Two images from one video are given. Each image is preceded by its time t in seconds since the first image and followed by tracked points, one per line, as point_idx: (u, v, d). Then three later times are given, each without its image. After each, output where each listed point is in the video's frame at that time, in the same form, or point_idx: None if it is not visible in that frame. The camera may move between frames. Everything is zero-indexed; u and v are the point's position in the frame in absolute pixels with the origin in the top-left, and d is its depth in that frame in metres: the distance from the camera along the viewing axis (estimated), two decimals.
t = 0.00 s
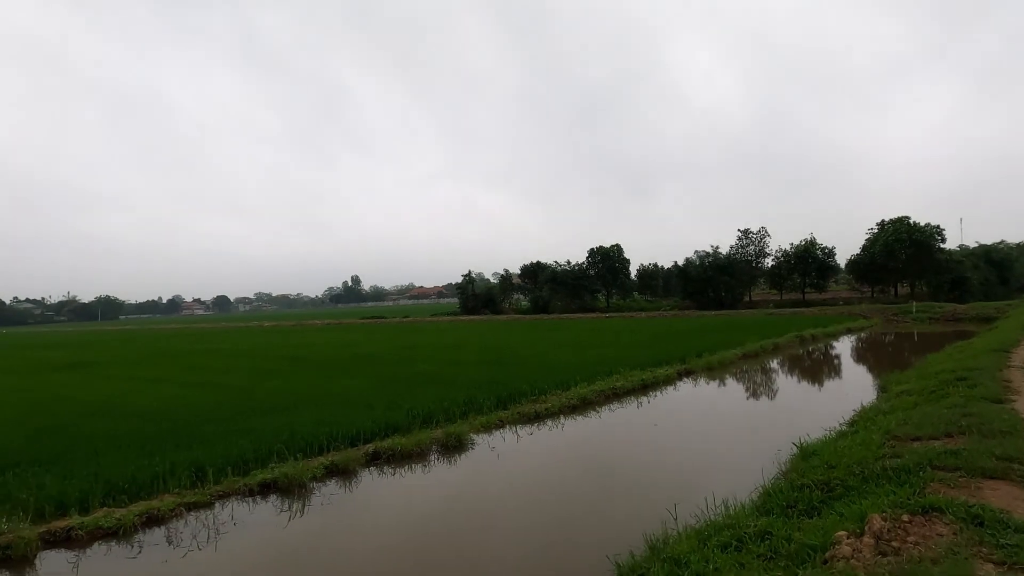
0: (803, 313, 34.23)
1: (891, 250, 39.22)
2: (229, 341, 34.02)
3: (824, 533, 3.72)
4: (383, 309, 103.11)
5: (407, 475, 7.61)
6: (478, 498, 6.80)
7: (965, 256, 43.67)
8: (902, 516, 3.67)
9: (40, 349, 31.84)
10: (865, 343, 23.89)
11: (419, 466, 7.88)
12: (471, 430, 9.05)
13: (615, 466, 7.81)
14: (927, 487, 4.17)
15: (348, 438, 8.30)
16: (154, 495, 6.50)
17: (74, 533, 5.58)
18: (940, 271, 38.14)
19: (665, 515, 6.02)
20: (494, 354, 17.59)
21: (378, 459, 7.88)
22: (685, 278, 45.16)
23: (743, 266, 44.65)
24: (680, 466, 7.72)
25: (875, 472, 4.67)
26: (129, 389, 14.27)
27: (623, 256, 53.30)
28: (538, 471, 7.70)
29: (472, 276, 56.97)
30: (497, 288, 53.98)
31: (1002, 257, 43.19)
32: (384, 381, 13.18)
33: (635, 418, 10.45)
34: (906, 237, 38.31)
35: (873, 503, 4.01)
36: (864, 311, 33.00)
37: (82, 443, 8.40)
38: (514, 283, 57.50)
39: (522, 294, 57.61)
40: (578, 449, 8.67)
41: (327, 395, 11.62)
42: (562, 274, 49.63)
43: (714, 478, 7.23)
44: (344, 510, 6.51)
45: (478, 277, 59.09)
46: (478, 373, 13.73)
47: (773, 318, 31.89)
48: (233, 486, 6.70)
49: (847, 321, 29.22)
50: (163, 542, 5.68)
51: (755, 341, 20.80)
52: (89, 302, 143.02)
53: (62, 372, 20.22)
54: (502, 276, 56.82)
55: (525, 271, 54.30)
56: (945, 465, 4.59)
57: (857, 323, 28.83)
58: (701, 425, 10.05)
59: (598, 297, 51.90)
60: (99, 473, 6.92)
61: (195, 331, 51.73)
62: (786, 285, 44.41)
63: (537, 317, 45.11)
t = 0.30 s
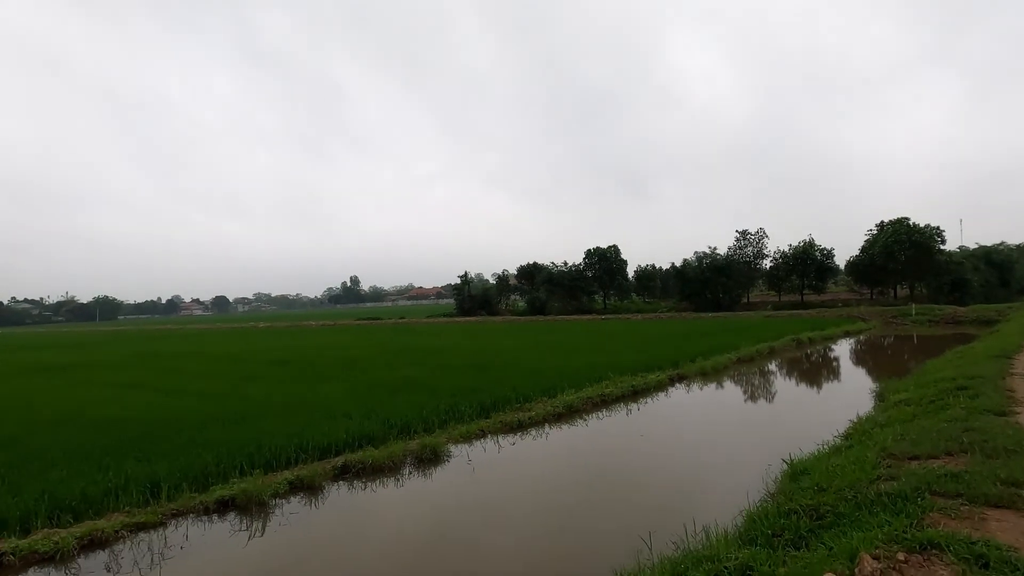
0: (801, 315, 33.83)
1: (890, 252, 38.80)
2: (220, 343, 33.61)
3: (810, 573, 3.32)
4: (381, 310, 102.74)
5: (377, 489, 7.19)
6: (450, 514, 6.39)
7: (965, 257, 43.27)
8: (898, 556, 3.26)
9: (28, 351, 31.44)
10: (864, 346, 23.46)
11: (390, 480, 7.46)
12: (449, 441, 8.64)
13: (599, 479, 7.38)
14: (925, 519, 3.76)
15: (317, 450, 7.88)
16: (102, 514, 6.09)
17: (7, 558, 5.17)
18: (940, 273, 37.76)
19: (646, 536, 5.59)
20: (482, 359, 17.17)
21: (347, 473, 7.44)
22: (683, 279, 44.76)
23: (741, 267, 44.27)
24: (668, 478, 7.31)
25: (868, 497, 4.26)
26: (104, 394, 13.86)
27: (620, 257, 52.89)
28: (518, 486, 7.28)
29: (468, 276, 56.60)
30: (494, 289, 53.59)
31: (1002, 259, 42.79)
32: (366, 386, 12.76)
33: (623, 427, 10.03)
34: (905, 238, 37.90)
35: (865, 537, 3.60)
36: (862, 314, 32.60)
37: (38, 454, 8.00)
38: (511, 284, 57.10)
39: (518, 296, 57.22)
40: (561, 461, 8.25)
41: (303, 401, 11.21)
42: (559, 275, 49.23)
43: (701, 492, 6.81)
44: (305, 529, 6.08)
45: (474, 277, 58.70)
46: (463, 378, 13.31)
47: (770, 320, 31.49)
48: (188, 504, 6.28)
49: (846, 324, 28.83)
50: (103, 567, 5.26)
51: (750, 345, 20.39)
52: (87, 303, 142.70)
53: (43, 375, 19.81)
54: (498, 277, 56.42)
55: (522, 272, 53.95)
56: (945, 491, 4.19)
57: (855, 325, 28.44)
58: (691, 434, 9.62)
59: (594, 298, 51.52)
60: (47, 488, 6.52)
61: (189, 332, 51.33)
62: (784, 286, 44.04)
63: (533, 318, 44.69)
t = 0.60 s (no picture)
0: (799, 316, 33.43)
1: (889, 252, 38.34)
2: (210, 343, 33.23)
3: None
4: (379, 310, 102.44)
5: (341, 502, 6.77)
6: (417, 529, 6.02)
7: (964, 257, 42.86)
8: None
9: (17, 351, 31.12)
10: (861, 347, 23.14)
11: (356, 492, 7.05)
12: (420, 450, 8.23)
13: (579, 491, 6.96)
14: (915, 550, 3.36)
15: (282, 458, 7.49)
16: (40, 530, 5.71)
17: None
18: (939, 273, 37.43)
19: (621, 558, 5.18)
20: (470, 360, 16.76)
21: (310, 484, 7.04)
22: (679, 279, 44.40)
23: (737, 267, 43.91)
24: (650, 487, 6.94)
25: (855, 520, 3.87)
26: (77, 396, 13.47)
27: (616, 256, 52.52)
28: (491, 497, 6.90)
29: (464, 275, 56.20)
30: (489, 289, 53.20)
31: (1001, 259, 42.38)
32: (345, 389, 12.37)
33: (607, 433, 9.61)
34: (904, 237, 37.45)
35: (849, 569, 3.22)
36: (860, 315, 32.21)
37: None
38: (507, 284, 56.73)
39: (514, 295, 56.84)
40: (539, 470, 7.87)
41: (277, 404, 10.82)
42: (554, 275, 48.86)
43: (684, 504, 6.39)
44: (258, 547, 5.69)
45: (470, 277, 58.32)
46: (445, 381, 12.91)
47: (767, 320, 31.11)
48: (134, 519, 5.89)
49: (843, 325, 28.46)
50: None
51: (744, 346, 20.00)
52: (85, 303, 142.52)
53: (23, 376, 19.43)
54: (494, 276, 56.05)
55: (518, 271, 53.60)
56: (939, 514, 3.80)
57: (852, 326, 28.06)
58: (676, 440, 9.20)
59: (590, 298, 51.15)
60: None
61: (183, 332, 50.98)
62: (781, 286, 43.74)
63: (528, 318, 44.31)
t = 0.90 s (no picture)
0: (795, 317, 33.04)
1: (885, 252, 37.84)
2: (199, 345, 32.83)
3: None
4: (375, 310, 102.00)
5: (303, 517, 6.43)
6: (381, 546, 5.67)
7: (961, 257, 42.57)
8: None
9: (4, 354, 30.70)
10: (858, 348, 23.14)
11: (321, 506, 6.71)
12: (392, 461, 7.89)
13: (554, 504, 6.61)
14: None
15: (244, 472, 7.14)
16: None
17: None
18: (938, 274, 37.31)
19: None
20: (456, 364, 16.41)
21: (271, 499, 6.69)
22: (674, 280, 44.09)
23: (733, 267, 43.62)
24: (629, 498, 6.63)
25: (835, 549, 3.54)
26: (49, 402, 13.10)
27: (612, 257, 52.20)
28: (463, 509, 6.57)
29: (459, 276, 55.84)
30: (484, 289, 52.84)
31: (998, 259, 42.07)
32: (324, 395, 12.03)
33: (590, 440, 9.27)
34: (901, 237, 36.89)
35: None
36: (855, 316, 31.90)
37: None
38: (502, 285, 56.38)
39: (510, 296, 56.49)
40: (516, 480, 7.55)
41: (251, 412, 10.47)
42: (549, 275, 48.52)
43: (665, 517, 6.05)
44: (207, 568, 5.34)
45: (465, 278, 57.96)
46: (427, 386, 12.57)
47: (762, 322, 30.78)
48: (77, 538, 5.54)
49: (839, 326, 28.13)
50: None
51: (737, 348, 19.69)
52: (81, 304, 141.80)
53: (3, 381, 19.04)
54: (489, 277, 55.70)
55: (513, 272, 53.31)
56: (926, 544, 3.47)
57: (848, 327, 27.73)
58: (661, 447, 8.86)
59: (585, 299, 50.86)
60: None
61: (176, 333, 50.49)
62: (779, 287, 43.62)
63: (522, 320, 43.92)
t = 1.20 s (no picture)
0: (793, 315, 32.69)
1: (883, 251, 37.54)
2: (190, 345, 32.49)
3: None
4: (374, 310, 101.60)
5: (260, 525, 6.07)
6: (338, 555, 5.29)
7: (960, 256, 42.20)
8: None
9: None
10: (856, 347, 22.75)
11: (281, 513, 6.34)
12: (362, 465, 7.52)
13: (527, 508, 6.25)
14: None
15: (204, 477, 6.75)
16: None
17: None
18: (936, 273, 36.90)
19: None
20: (443, 364, 16.03)
21: (228, 506, 6.32)
22: (671, 278, 43.72)
23: (730, 266, 43.28)
24: (605, 501, 6.26)
25: (816, 568, 3.18)
26: (22, 403, 12.74)
27: (608, 256, 51.85)
28: (431, 513, 6.19)
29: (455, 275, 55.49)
30: (480, 289, 52.50)
31: (998, 258, 41.71)
32: (302, 395, 11.67)
33: (572, 442, 8.91)
34: (899, 236, 36.57)
35: None
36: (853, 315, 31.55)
37: None
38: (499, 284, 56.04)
39: (506, 296, 56.14)
40: (491, 482, 7.18)
41: (224, 413, 10.10)
42: (545, 274, 48.17)
43: (643, 523, 5.69)
44: None
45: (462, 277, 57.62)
46: (409, 387, 12.21)
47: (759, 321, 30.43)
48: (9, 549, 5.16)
49: (836, 325, 27.79)
50: None
51: (732, 347, 19.33)
52: (79, 304, 141.44)
53: None
54: (486, 276, 55.37)
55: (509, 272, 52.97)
56: (917, 563, 3.11)
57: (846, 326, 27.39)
58: (646, 448, 8.48)
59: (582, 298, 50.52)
60: None
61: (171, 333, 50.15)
62: (776, 287, 43.21)
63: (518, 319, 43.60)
